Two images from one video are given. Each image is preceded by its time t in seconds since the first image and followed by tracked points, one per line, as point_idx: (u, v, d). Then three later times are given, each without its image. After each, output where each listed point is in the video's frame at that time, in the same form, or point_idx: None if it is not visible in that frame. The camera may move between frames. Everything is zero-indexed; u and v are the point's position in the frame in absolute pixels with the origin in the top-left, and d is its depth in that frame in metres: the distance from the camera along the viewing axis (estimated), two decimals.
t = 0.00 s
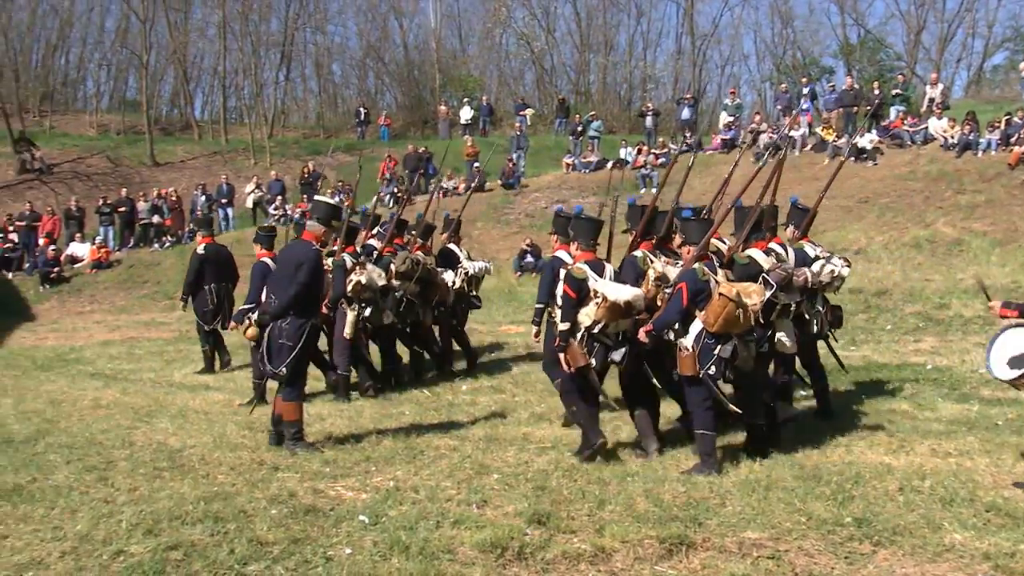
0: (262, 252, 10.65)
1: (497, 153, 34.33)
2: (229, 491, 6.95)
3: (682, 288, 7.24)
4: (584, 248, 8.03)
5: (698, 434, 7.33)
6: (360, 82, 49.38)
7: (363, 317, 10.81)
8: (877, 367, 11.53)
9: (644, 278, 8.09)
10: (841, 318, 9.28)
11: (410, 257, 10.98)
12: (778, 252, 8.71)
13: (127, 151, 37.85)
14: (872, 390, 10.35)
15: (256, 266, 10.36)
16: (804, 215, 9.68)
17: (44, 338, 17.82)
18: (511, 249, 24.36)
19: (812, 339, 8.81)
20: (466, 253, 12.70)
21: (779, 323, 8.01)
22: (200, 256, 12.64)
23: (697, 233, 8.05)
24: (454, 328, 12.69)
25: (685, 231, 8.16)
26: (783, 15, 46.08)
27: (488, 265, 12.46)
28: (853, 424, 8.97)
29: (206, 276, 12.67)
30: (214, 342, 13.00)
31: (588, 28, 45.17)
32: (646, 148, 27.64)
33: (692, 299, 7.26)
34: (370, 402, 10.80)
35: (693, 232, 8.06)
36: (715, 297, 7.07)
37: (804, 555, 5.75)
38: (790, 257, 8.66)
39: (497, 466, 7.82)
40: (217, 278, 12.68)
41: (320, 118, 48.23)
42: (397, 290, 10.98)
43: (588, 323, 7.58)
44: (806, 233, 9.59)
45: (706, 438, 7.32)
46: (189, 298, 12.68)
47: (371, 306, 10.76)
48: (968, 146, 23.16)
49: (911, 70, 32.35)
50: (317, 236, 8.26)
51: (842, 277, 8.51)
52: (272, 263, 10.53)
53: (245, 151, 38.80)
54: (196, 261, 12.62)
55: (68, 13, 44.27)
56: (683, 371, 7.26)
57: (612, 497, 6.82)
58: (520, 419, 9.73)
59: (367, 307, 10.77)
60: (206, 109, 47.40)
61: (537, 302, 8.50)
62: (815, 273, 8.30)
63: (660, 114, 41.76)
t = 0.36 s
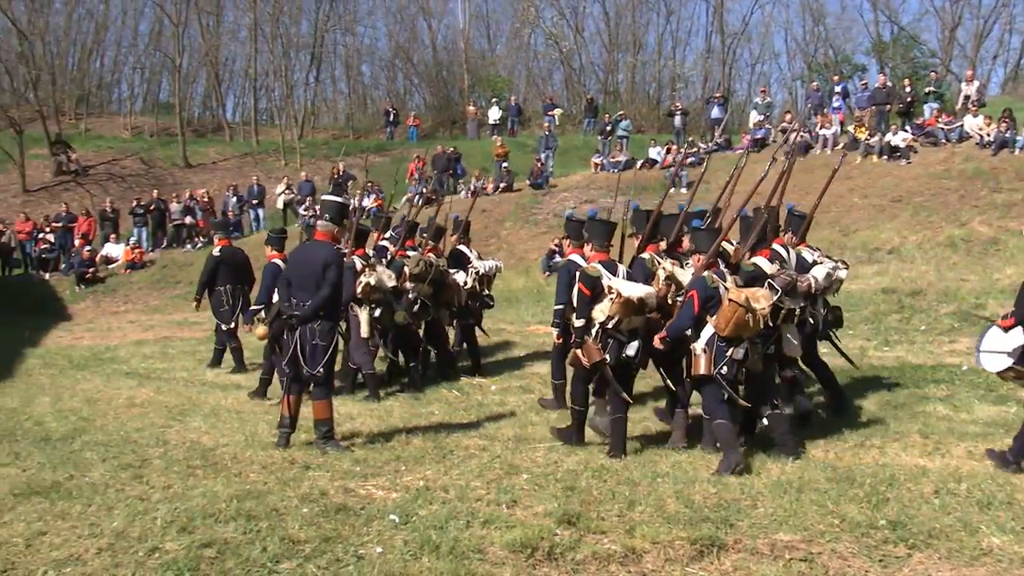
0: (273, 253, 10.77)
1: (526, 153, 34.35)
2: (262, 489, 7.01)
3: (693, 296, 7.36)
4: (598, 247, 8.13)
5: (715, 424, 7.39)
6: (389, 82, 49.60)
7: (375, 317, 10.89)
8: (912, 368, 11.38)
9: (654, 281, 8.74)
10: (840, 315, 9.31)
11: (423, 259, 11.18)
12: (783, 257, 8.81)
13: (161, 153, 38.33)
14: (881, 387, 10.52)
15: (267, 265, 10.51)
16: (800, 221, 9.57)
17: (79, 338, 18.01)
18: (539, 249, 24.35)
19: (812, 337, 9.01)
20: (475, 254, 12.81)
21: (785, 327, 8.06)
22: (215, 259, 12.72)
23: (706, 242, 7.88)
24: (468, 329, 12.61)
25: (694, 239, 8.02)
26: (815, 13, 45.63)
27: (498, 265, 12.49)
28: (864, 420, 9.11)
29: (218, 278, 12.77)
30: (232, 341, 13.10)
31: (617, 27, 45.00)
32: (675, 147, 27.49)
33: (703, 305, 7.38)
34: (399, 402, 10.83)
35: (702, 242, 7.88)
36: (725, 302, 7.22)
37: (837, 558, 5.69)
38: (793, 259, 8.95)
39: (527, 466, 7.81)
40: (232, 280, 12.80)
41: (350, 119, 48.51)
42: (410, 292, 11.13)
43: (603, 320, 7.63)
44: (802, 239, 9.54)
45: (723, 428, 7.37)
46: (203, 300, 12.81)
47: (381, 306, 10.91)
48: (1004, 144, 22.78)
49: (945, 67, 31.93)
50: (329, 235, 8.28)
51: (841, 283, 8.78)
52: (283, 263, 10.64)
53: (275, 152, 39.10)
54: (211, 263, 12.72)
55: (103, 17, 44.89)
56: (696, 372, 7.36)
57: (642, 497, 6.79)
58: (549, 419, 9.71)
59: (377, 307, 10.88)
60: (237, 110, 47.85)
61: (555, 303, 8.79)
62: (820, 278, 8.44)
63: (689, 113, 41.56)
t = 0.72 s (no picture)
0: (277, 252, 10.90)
1: (547, 153, 34.33)
2: (285, 489, 7.05)
3: (698, 284, 7.84)
4: (599, 248, 8.45)
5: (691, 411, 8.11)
6: (410, 83, 49.74)
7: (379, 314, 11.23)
8: (937, 369, 11.28)
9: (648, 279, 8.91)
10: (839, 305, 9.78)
11: (428, 255, 11.37)
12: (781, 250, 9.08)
13: (184, 154, 38.61)
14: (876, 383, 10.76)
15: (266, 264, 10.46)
16: (795, 215, 9.93)
17: (104, 338, 18.14)
18: (560, 249, 24.30)
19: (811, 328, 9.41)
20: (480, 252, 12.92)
21: (785, 315, 8.75)
22: (228, 254, 12.82)
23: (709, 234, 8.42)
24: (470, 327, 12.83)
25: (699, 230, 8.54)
26: (839, 11, 45.27)
27: (502, 264, 12.55)
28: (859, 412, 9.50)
29: (235, 272, 13.00)
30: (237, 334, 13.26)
31: (639, 27, 44.84)
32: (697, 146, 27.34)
33: (707, 294, 7.86)
34: (421, 402, 10.85)
35: (706, 232, 8.69)
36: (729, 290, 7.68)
37: (862, 560, 5.64)
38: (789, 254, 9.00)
39: (548, 466, 7.80)
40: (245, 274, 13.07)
41: (371, 120, 48.68)
42: (415, 287, 11.37)
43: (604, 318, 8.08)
44: (798, 231, 9.85)
45: (698, 413, 8.11)
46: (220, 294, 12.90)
47: (385, 303, 11.20)
48: None
49: (971, 65, 31.59)
50: (323, 237, 8.44)
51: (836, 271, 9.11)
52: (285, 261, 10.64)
53: (297, 153, 39.26)
54: (228, 258, 12.83)
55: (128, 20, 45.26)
56: (697, 359, 7.81)
57: (664, 498, 6.77)
58: (571, 420, 9.67)
59: (382, 305, 11.20)
60: (260, 111, 48.11)
61: (552, 299, 8.47)
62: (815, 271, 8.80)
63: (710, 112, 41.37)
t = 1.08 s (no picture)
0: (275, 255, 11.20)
1: (561, 154, 34.34)
2: (300, 488, 7.06)
3: (680, 294, 8.21)
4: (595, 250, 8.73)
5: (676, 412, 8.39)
6: (424, 83, 49.84)
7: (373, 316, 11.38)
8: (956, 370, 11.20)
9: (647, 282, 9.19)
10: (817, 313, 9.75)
11: (422, 259, 11.57)
12: (768, 252, 9.13)
13: (200, 155, 38.79)
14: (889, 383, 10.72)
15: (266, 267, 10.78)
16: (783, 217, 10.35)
17: (120, 338, 18.22)
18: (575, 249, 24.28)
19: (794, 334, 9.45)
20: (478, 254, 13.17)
21: (771, 323, 8.41)
22: (227, 257, 12.75)
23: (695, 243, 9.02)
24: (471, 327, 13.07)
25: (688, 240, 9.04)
26: (854, 9, 45.12)
27: (498, 266, 12.78)
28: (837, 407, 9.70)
29: (236, 276, 12.83)
30: (226, 341, 13.72)
31: (653, 26, 44.75)
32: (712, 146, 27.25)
33: (688, 303, 8.24)
34: (435, 402, 10.87)
35: (691, 242, 9.05)
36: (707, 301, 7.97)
37: (879, 562, 5.61)
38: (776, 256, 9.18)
39: (563, 466, 7.79)
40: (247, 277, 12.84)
41: (385, 120, 48.78)
42: (409, 291, 11.60)
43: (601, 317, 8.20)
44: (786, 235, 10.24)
45: (682, 414, 8.37)
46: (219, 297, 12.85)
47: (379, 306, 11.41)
48: None
49: (988, 63, 31.39)
50: (324, 236, 8.65)
51: (819, 276, 9.31)
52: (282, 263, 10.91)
53: (312, 153, 39.37)
54: (227, 262, 12.69)
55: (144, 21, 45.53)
56: (682, 364, 8.19)
57: (680, 499, 6.74)
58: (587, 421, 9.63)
59: (376, 307, 11.37)
60: (275, 112, 48.30)
61: (548, 301, 9.14)
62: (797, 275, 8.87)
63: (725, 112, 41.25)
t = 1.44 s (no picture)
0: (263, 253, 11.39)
1: (570, 153, 34.34)
2: (311, 488, 7.07)
3: (667, 287, 8.35)
4: (589, 247, 8.87)
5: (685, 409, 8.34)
6: (434, 84, 49.93)
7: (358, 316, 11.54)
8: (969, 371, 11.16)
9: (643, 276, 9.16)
10: (809, 313, 10.18)
11: (406, 258, 11.76)
12: (751, 252, 9.33)
13: (211, 155, 38.92)
14: (901, 386, 10.70)
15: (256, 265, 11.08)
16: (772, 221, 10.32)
17: (132, 338, 18.27)
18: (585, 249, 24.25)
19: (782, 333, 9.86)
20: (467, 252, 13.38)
21: (752, 314, 9.00)
22: (219, 257, 12.81)
23: (685, 241, 9.28)
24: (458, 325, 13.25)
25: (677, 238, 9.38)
26: (866, 8, 45.01)
27: (486, 264, 13.07)
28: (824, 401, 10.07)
29: (225, 277, 12.88)
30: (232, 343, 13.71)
31: (663, 26, 44.68)
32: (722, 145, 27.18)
33: (675, 296, 8.35)
34: (446, 402, 10.88)
35: (681, 240, 9.29)
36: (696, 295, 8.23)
37: (891, 562, 5.59)
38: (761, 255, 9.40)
39: (573, 466, 7.78)
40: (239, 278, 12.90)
41: (396, 120, 48.89)
42: (394, 290, 11.76)
43: (596, 312, 8.53)
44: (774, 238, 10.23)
45: (690, 413, 8.32)
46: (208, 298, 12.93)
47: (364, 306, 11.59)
48: None
49: (1001, 62, 31.24)
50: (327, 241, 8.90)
51: (804, 277, 9.68)
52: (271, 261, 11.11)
53: (323, 154, 39.49)
54: (217, 263, 12.77)
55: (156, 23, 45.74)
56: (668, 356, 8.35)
57: (690, 499, 6.72)
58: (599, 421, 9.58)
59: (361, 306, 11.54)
60: (286, 113, 48.45)
61: (548, 293, 9.06)
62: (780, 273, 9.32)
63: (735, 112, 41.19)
